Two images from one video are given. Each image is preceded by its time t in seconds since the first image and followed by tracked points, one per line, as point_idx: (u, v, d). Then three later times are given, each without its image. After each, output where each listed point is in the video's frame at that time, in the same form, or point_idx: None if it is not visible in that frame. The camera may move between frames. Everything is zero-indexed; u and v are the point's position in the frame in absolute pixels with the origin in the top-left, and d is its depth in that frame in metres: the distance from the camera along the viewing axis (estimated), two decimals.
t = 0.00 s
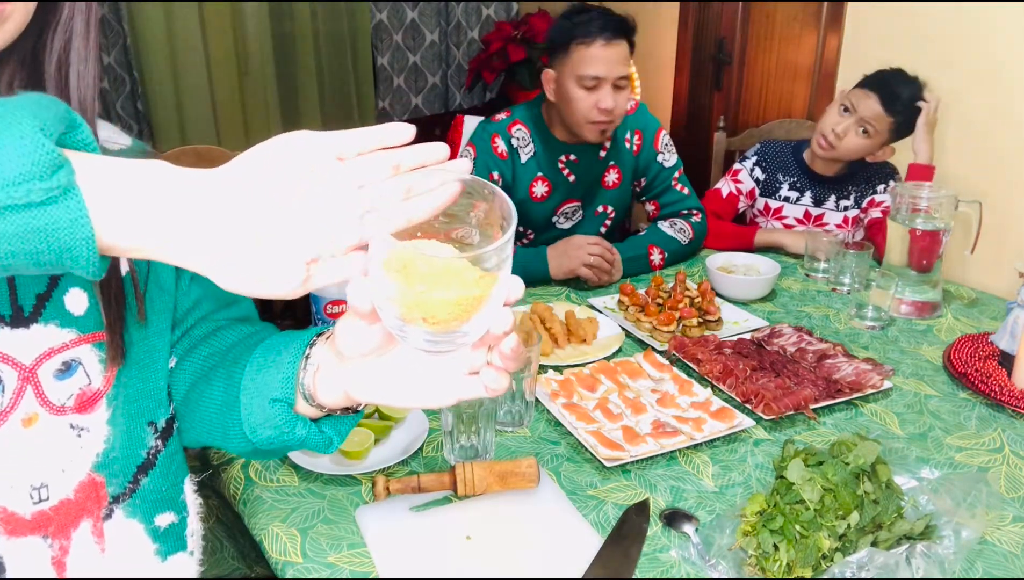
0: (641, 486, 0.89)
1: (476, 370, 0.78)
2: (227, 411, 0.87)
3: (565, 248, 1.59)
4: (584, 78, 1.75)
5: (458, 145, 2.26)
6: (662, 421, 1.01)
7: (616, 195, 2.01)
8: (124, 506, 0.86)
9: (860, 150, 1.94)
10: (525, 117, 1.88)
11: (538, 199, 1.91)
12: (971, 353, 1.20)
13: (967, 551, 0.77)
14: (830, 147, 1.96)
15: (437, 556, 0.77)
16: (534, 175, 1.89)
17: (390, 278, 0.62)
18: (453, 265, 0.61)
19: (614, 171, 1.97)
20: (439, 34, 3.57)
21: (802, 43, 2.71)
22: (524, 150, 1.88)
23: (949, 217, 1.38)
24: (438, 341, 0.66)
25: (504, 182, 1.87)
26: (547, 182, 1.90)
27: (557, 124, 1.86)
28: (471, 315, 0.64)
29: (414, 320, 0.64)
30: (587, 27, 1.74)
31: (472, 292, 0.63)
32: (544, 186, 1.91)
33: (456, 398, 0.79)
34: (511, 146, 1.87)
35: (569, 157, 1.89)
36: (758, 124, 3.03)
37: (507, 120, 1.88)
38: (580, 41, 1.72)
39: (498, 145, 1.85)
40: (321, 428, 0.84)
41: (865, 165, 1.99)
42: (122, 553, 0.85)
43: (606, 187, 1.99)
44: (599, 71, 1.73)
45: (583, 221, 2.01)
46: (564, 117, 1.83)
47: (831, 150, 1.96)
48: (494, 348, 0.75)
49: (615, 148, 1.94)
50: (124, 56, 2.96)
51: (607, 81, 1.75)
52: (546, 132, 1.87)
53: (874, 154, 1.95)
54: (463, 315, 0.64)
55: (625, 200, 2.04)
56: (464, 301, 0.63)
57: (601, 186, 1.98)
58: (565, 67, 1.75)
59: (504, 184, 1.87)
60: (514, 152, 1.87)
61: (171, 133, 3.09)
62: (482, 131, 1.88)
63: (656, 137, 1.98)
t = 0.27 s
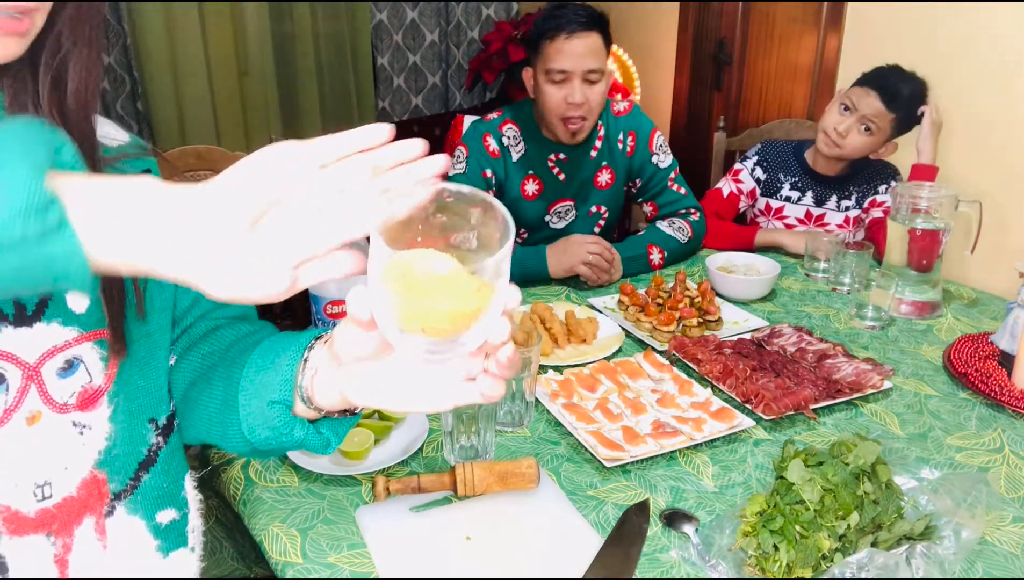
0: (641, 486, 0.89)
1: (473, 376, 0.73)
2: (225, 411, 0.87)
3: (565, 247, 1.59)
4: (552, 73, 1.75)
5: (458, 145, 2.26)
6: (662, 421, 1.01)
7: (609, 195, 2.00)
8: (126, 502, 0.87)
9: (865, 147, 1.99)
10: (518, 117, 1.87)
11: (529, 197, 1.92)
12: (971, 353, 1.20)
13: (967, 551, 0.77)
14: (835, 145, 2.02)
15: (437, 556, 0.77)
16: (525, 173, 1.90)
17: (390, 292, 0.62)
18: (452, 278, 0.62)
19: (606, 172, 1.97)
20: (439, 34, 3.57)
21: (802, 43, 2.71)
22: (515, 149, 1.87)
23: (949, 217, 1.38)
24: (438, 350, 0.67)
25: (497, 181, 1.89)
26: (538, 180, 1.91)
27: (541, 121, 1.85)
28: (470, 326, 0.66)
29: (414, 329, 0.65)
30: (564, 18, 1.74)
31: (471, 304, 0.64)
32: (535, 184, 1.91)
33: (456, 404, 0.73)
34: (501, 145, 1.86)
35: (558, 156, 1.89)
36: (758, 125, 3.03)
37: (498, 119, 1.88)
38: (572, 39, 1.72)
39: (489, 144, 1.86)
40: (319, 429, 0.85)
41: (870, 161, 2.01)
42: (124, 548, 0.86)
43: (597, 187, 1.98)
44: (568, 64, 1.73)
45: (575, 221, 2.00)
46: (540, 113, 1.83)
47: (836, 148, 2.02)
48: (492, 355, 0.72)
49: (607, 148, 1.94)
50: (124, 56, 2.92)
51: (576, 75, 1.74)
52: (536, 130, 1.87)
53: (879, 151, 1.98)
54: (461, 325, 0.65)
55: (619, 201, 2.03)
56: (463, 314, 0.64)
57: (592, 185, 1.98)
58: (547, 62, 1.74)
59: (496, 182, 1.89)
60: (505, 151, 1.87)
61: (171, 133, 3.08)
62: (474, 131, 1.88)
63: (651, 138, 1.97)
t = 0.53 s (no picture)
0: (641, 486, 0.89)
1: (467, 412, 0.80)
2: (225, 422, 0.88)
3: (565, 246, 1.59)
4: (538, 71, 1.74)
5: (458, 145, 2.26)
6: (662, 421, 1.01)
7: (609, 195, 2.00)
8: (132, 498, 0.86)
9: (865, 147, 1.98)
10: (517, 117, 1.87)
11: (529, 197, 1.92)
12: (971, 353, 1.20)
13: (967, 551, 0.77)
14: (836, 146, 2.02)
15: (437, 557, 0.77)
16: (525, 173, 1.90)
17: (410, 349, 0.65)
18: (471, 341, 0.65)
19: (606, 171, 1.97)
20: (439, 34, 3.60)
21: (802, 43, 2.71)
22: (515, 149, 1.87)
23: (949, 217, 1.38)
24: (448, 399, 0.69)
25: (496, 181, 1.88)
26: (538, 180, 1.91)
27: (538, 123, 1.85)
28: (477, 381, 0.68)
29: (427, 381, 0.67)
30: (549, 17, 1.72)
31: (482, 364, 0.66)
32: (535, 184, 1.91)
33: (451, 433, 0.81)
34: (501, 145, 1.86)
35: (557, 156, 1.89)
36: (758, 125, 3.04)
37: (497, 120, 1.87)
38: (565, 37, 1.71)
39: (488, 145, 1.85)
40: (315, 448, 0.86)
41: (871, 161, 2.00)
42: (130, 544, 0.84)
43: (598, 187, 1.98)
44: (554, 63, 1.72)
45: (575, 221, 2.00)
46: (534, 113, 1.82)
47: (837, 148, 2.02)
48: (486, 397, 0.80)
49: (606, 148, 1.94)
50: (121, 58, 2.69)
51: (562, 72, 1.73)
52: (535, 131, 1.87)
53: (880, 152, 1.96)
54: (468, 380, 0.67)
55: (619, 201, 2.03)
56: (472, 374, 0.66)
57: (592, 185, 1.97)
58: (538, 61, 1.74)
59: (496, 182, 1.88)
60: (504, 151, 1.86)
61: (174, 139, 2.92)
62: (473, 131, 1.87)
63: (651, 139, 1.97)
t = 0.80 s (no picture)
0: (641, 486, 0.89)
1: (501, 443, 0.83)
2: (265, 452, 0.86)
3: (566, 246, 1.59)
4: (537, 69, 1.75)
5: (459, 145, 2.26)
6: (662, 421, 1.01)
7: (610, 195, 2.00)
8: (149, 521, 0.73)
9: (862, 157, 1.98)
10: (518, 117, 1.87)
11: (530, 197, 1.92)
12: (971, 353, 1.20)
13: (967, 551, 0.77)
14: (835, 151, 2.03)
15: (437, 557, 0.77)
16: (526, 173, 1.90)
17: (463, 389, 0.82)
18: (510, 386, 0.81)
19: (607, 171, 1.97)
20: (439, 34, 3.71)
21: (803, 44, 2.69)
22: (517, 149, 1.87)
23: (949, 217, 1.38)
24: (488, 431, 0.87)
25: (498, 181, 1.88)
26: (539, 180, 1.91)
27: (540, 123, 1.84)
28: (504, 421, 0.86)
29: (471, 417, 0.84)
30: (548, 15, 1.72)
31: (512, 407, 0.84)
32: (536, 184, 1.91)
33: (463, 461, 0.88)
34: (503, 146, 1.86)
35: (559, 156, 1.89)
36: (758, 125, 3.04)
37: (499, 120, 1.87)
38: (565, 35, 1.71)
39: (490, 145, 1.85)
40: (353, 474, 0.88)
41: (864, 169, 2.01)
42: (149, 563, 0.70)
43: (599, 187, 1.98)
44: (553, 61, 1.72)
45: (576, 221, 2.00)
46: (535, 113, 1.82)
47: (835, 154, 2.03)
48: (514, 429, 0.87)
49: (607, 148, 1.94)
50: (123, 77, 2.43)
51: (561, 71, 1.73)
52: (536, 131, 1.87)
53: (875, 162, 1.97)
54: (500, 415, 0.85)
55: (620, 200, 2.03)
56: (502, 414, 0.85)
57: (594, 185, 1.97)
58: (538, 60, 1.74)
59: (498, 182, 1.88)
60: (506, 152, 1.86)
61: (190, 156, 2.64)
62: (474, 131, 1.87)
63: (653, 138, 1.98)
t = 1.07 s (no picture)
0: (641, 486, 0.89)
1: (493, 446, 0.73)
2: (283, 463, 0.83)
3: (565, 246, 1.59)
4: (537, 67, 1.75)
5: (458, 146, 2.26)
6: (662, 421, 1.01)
7: (610, 195, 2.00)
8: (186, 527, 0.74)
9: (863, 160, 1.98)
10: (519, 117, 1.87)
11: (530, 197, 1.92)
12: (971, 353, 1.20)
13: (967, 551, 0.77)
14: (837, 155, 2.00)
15: (437, 556, 0.77)
16: (526, 173, 1.90)
17: (420, 391, 0.64)
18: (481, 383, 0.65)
19: (607, 171, 1.97)
20: (439, 34, 3.70)
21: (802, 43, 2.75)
22: (517, 149, 1.87)
23: (949, 217, 1.38)
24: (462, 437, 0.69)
25: (498, 181, 1.88)
26: (540, 180, 1.91)
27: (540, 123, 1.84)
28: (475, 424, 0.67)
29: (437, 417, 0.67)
30: (547, 15, 1.72)
31: (486, 410, 0.66)
32: (536, 184, 1.91)
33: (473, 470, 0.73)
34: (503, 146, 1.86)
35: (558, 156, 1.89)
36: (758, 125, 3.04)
37: (500, 120, 1.87)
38: (565, 34, 1.71)
39: (490, 145, 1.85)
40: (360, 484, 0.82)
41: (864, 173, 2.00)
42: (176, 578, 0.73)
43: (600, 187, 1.98)
44: (553, 59, 1.72)
45: (576, 221, 2.00)
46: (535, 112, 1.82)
47: (837, 158, 2.01)
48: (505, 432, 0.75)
49: (607, 147, 1.94)
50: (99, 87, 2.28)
51: (561, 69, 1.73)
52: (536, 130, 1.87)
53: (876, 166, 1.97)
54: (474, 421, 0.67)
55: (620, 200, 2.03)
56: (474, 418, 0.67)
57: (595, 186, 1.97)
58: (538, 59, 1.74)
59: (498, 182, 1.88)
60: (506, 152, 1.86)
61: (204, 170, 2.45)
62: (474, 132, 1.87)
63: (653, 138, 1.98)
